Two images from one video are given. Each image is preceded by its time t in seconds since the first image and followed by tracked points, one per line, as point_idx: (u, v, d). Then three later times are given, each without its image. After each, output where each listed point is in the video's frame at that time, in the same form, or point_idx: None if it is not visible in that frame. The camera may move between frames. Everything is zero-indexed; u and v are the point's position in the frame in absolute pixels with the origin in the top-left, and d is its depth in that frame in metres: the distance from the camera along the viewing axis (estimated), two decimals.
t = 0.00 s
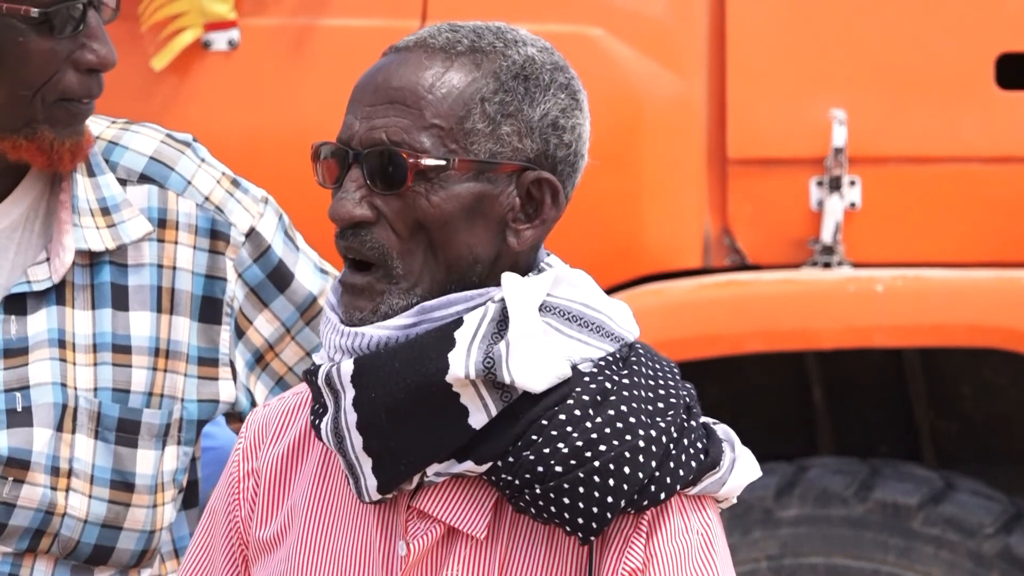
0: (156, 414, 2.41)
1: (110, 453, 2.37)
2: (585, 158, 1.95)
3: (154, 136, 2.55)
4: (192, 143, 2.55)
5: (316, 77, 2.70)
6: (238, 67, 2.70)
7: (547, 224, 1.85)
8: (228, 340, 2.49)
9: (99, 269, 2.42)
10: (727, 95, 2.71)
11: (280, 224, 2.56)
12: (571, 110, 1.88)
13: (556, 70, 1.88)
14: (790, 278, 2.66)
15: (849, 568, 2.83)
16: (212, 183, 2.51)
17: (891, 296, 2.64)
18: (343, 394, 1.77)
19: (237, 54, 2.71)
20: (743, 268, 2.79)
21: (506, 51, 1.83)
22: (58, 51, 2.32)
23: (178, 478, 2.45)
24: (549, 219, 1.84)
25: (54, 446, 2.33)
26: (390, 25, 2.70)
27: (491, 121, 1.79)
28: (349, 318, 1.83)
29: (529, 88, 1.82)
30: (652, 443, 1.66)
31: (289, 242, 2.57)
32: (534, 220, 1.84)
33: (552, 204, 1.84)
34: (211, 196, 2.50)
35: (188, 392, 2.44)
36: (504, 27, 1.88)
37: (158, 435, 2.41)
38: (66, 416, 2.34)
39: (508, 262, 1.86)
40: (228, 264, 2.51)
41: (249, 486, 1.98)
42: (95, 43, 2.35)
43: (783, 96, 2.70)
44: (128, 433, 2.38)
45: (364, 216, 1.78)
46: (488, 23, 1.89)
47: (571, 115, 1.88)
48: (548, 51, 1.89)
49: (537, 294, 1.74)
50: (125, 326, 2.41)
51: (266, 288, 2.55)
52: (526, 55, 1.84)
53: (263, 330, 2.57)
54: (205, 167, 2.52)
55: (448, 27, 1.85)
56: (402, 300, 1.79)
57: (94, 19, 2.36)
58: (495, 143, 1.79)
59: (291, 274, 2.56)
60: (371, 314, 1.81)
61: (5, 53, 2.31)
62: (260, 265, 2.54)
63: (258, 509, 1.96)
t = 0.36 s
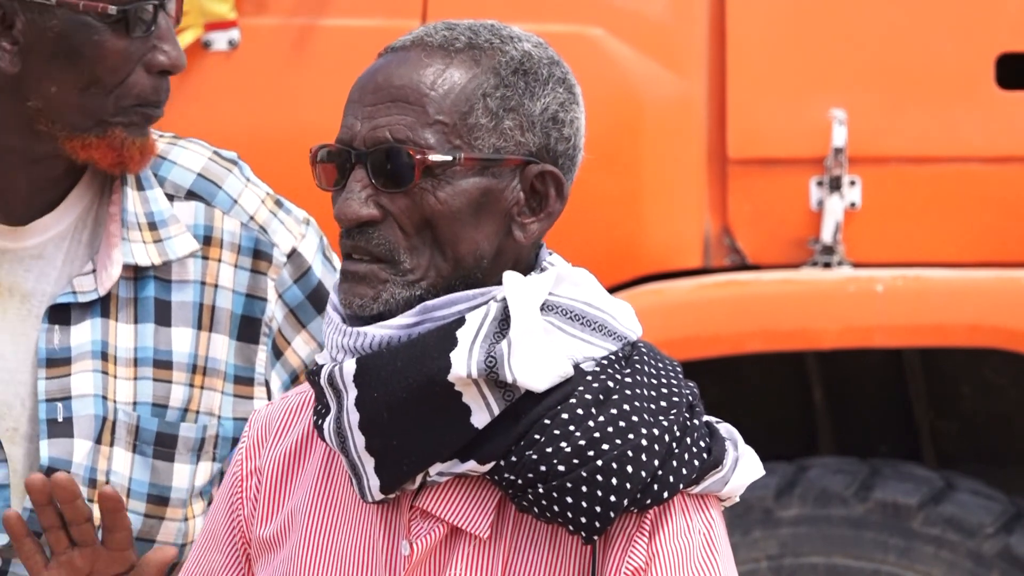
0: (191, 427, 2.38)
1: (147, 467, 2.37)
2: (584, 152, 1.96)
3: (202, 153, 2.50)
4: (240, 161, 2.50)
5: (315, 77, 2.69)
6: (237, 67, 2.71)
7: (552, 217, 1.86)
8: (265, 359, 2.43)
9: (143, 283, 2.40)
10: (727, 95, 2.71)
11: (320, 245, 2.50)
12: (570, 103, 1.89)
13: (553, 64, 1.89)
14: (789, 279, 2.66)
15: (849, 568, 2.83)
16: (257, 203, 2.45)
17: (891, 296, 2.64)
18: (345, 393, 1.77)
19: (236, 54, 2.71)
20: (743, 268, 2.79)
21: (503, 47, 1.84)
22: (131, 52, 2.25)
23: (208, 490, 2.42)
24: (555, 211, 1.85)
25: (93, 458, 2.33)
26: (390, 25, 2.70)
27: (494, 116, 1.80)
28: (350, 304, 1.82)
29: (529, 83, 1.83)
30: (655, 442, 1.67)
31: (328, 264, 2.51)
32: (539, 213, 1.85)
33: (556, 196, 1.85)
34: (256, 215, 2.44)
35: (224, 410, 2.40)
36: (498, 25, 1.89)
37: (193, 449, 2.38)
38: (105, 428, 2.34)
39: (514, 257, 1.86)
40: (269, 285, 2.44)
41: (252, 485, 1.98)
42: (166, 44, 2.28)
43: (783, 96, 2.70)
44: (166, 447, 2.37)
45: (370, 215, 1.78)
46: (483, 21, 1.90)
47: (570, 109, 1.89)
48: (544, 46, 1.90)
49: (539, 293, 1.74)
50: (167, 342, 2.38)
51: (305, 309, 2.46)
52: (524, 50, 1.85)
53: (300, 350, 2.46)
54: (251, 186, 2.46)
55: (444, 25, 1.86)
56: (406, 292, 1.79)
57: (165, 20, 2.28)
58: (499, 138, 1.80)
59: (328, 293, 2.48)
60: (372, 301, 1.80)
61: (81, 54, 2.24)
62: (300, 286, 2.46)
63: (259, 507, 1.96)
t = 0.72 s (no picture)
0: (230, 437, 2.46)
1: (184, 474, 2.43)
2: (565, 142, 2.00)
3: (244, 161, 2.58)
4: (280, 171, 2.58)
5: (315, 76, 2.69)
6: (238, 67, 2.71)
7: (548, 207, 1.89)
8: (299, 368, 2.50)
9: (182, 290, 2.49)
10: (727, 94, 2.72)
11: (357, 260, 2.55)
12: (551, 93, 1.93)
13: (531, 56, 1.92)
14: (789, 278, 2.66)
15: (849, 568, 2.83)
16: (298, 214, 2.52)
17: (891, 296, 2.64)
18: (344, 398, 1.77)
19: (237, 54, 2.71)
20: (743, 268, 2.79)
21: (482, 43, 1.87)
22: (185, 57, 2.37)
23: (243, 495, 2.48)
24: (551, 201, 1.89)
25: (132, 463, 2.40)
26: (389, 25, 2.70)
27: (484, 111, 1.83)
28: (361, 318, 1.83)
29: (513, 76, 1.86)
30: (654, 441, 1.67)
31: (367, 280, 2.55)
32: (535, 204, 1.89)
33: (550, 186, 1.89)
34: (296, 226, 2.52)
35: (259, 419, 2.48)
36: (473, 23, 1.92)
37: (231, 458, 2.46)
38: (145, 433, 2.41)
39: (511, 250, 1.90)
40: (306, 294, 2.51)
41: (251, 490, 2.00)
42: (219, 49, 2.40)
43: (783, 96, 2.70)
44: (203, 454, 2.44)
45: (372, 221, 1.80)
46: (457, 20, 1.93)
47: (552, 99, 1.93)
48: (519, 40, 1.94)
49: (536, 293, 1.74)
50: (205, 349, 2.46)
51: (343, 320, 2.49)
52: (502, 45, 1.88)
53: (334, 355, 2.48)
54: (292, 198, 2.54)
55: (421, 27, 1.88)
56: (415, 296, 1.81)
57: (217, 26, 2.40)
58: (490, 133, 1.83)
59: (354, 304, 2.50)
60: (383, 311, 1.82)
61: (137, 58, 2.36)
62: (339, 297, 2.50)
63: (258, 512, 1.97)
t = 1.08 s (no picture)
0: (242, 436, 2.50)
1: (199, 473, 2.47)
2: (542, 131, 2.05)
3: (252, 160, 2.61)
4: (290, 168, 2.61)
5: (315, 76, 2.69)
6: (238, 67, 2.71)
7: (537, 199, 1.95)
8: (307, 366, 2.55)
9: (194, 289, 2.53)
10: (727, 94, 2.71)
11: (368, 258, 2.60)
12: (526, 86, 1.98)
13: (502, 52, 1.97)
14: (789, 279, 2.66)
15: (849, 568, 2.83)
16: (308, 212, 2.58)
17: (891, 296, 2.64)
18: (339, 401, 1.79)
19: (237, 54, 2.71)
20: (742, 268, 2.79)
21: (453, 43, 1.91)
22: (198, 55, 2.38)
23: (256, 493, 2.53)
24: (539, 194, 1.95)
25: (146, 463, 2.43)
26: (389, 25, 2.70)
27: (466, 111, 1.88)
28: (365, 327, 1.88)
29: (489, 72, 1.91)
30: (650, 439, 1.69)
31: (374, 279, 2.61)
32: (524, 198, 1.95)
33: (537, 179, 1.95)
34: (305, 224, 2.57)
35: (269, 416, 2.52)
36: (441, 24, 1.96)
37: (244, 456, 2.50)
38: (159, 433, 2.45)
39: (504, 245, 1.95)
40: (315, 293, 2.57)
41: (249, 499, 2.00)
42: (231, 47, 2.41)
43: (782, 96, 2.70)
44: (217, 453, 2.48)
45: (367, 231, 1.84)
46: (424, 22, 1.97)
47: (527, 92, 1.98)
48: (488, 36, 1.98)
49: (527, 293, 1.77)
50: (217, 348, 2.51)
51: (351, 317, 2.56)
52: (474, 44, 1.93)
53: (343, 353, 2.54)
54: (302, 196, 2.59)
55: (391, 33, 1.92)
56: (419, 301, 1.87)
57: (227, 25, 2.41)
58: (475, 132, 1.88)
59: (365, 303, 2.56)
60: (388, 318, 1.87)
61: (150, 56, 2.38)
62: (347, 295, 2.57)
63: (256, 521, 1.97)
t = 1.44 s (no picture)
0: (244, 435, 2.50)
1: (202, 472, 2.48)
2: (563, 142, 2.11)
3: (254, 161, 2.63)
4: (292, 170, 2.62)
5: (314, 75, 2.69)
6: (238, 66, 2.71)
7: (553, 204, 2.01)
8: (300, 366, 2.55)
9: (199, 291, 2.54)
10: (727, 94, 2.72)
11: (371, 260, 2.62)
12: (555, 93, 2.05)
13: (536, 58, 2.04)
14: (789, 279, 2.66)
15: (849, 568, 2.83)
16: (309, 213, 2.60)
17: (891, 296, 2.64)
18: (344, 392, 1.80)
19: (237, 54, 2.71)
20: (742, 268, 2.79)
21: (491, 41, 1.98)
22: (211, 54, 2.40)
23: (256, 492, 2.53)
24: (555, 198, 2.00)
25: (149, 463, 2.43)
26: (389, 25, 2.70)
27: (494, 105, 1.94)
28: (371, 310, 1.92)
29: (521, 73, 1.98)
30: (657, 433, 1.71)
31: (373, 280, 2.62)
32: (541, 200, 2.00)
33: (556, 183, 2.00)
34: (307, 225, 2.59)
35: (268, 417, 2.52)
36: (479, 24, 2.04)
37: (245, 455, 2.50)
38: (161, 433, 2.45)
39: (515, 245, 2.00)
40: (313, 293, 2.57)
41: (246, 494, 2.01)
42: (242, 48, 2.43)
43: (782, 96, 2.70)
44: (220, 452, 2.49)
45: (384, 208, 1.89)
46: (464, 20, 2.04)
47: (556, 100, 2.05)
48: (524, 43, 2.06)
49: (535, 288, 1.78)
50: (220, 349, 2.51)
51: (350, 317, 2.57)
52: (510, 44, 2.00)
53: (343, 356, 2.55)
54: (303, 196, 2.60)
55: (431, 24, 2.00)
56: (425, 289, 1.91)
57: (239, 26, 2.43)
58: (499, 127, 1.94)
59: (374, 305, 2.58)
60: (394, 303, 1.91)
61: (165, 56, 2.39)
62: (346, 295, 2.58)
63: (255, 516, 1.98)
